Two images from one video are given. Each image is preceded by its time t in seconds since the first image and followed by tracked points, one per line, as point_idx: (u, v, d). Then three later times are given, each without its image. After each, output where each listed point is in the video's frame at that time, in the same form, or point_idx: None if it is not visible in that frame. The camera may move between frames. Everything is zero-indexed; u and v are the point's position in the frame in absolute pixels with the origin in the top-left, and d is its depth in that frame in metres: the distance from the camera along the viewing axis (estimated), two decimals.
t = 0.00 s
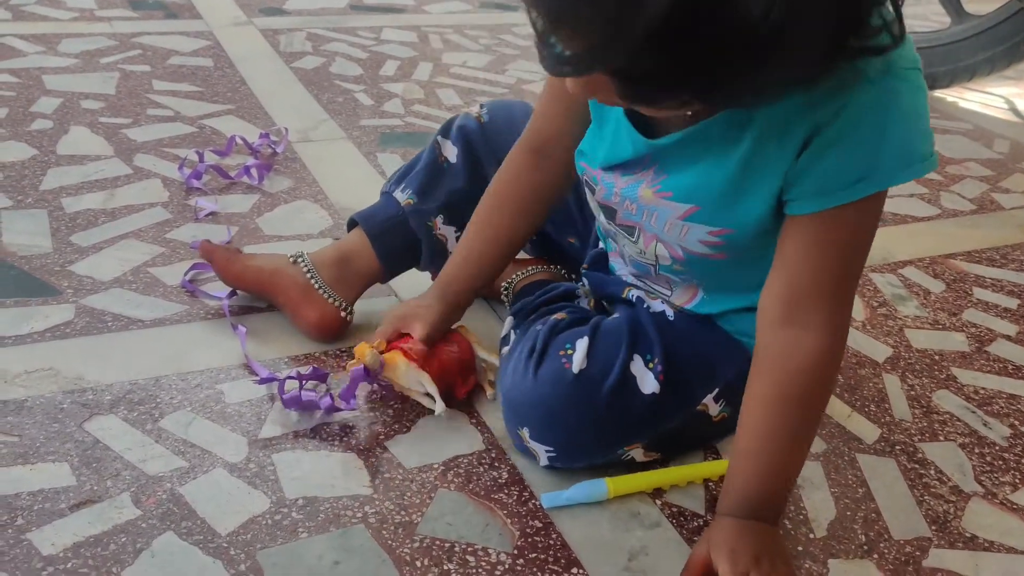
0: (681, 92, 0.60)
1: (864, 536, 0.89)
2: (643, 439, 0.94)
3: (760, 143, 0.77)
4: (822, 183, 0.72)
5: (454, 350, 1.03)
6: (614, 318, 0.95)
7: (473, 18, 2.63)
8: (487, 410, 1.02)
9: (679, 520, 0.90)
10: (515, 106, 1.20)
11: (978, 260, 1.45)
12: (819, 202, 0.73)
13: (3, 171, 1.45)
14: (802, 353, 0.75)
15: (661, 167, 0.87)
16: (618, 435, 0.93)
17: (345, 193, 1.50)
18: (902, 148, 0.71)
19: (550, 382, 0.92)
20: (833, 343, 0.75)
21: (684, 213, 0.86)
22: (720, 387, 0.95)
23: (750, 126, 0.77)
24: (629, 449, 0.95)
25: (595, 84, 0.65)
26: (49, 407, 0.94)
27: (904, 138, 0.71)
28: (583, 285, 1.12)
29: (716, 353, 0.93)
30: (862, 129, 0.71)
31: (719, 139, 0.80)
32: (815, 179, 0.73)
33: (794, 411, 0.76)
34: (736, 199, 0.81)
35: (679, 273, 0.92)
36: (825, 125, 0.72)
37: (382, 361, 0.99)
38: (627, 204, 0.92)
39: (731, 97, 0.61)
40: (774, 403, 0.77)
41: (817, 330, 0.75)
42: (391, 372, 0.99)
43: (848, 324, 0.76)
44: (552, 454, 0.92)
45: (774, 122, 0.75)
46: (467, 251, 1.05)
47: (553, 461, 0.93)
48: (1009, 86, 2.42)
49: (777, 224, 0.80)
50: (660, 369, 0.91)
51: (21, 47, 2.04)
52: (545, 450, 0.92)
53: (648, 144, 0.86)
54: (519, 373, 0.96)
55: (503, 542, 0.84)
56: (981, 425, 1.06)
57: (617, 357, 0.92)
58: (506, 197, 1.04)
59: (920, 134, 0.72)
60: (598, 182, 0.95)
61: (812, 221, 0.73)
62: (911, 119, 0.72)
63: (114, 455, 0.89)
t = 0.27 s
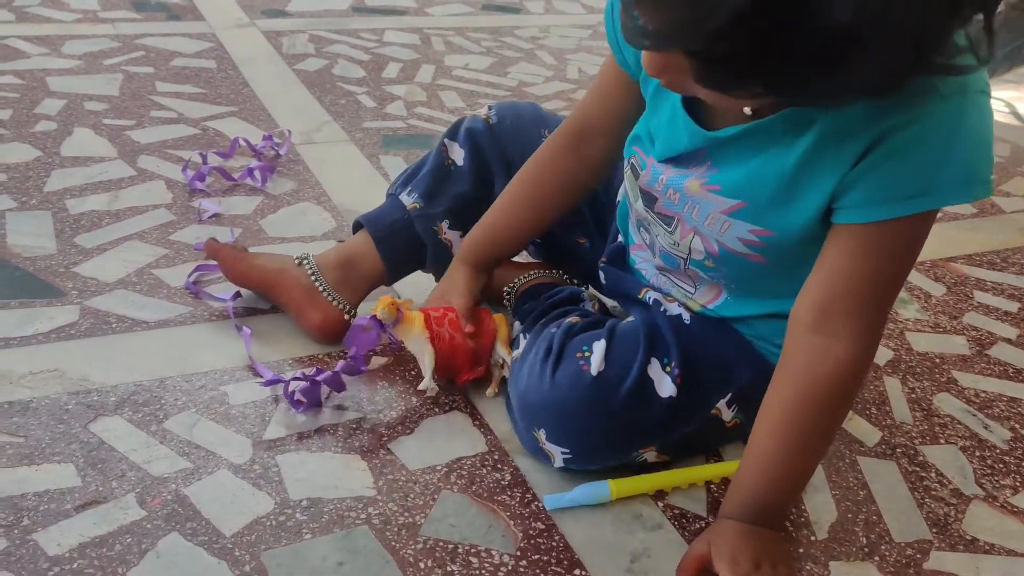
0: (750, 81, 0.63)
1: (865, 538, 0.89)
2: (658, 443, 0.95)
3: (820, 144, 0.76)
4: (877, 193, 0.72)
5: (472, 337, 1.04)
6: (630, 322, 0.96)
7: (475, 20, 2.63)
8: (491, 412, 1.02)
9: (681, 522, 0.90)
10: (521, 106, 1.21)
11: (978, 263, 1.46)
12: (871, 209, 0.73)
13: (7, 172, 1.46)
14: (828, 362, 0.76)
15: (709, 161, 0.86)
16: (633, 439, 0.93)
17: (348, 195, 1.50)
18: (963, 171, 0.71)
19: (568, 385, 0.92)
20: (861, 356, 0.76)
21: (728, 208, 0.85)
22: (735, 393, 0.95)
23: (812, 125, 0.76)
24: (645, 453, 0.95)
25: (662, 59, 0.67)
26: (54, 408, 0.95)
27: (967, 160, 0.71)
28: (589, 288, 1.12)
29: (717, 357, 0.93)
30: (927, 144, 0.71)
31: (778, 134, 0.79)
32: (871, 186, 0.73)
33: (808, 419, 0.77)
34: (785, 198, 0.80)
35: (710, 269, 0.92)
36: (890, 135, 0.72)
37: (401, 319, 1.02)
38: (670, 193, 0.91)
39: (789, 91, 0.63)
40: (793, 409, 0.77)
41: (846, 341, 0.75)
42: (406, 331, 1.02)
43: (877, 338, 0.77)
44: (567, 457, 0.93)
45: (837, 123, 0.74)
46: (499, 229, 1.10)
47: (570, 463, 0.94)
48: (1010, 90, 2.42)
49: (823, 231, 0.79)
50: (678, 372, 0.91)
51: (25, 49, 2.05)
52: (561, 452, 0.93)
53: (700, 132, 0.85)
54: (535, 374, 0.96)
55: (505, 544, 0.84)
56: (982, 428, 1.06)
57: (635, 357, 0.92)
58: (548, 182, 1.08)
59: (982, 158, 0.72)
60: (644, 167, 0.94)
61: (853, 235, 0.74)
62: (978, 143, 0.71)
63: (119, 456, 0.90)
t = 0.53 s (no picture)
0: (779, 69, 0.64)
1: (866, 538, 0.89)
2: (661, 450, 0.95)
3: (826, 151, 0.76)
4: (885, 199, 0.72)
5: (494, 290, 1.06)
6: (644, 326, 0.96)
7: (476, 22, 2.64)
8: (494, 414, 1.03)
9: (683, 522, 0.90)
10: (527, 102, 1.19)
11: (979, 264, 1.46)
12: (879, 216, 0.73)
13: (10, 174, 1.46)
14: (833, 370, 0.76)
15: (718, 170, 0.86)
16: (640, 444, 0.94)
17: (350, 197, 1.50)
18: (970, 179, 0.71)
19: (580, 384, 0.92)
20: (867, 364, 0.76)
21: (740, 216, 0.85)
22: (745, 406, 0.95)
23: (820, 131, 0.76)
24: (648, 458, 0.96)
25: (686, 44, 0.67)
26: (59, 408, 0.95)
27: (974, 168, 0.71)
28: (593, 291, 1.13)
29: (720, 357, 0.93)
30: (934, 152, 0.71)
31: (785, 140, 0.79)
32: (878, 193, 0.73)
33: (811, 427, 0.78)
34: (794, 207, 0.80)
35: (724, 280, 0.92)
36: (898, 142, 0.72)
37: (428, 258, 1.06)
38: (682, 201, 0.91)
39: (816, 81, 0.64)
40: (795, 416, 0.78)
41: (853, 349, 0.76)
42: (431, 269, 1.05)
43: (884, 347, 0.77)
44: (573, 455, 0.93)
45: (848, 131, 0.74)
46: (533, 219, 1.11)
47: (574, 462, 0.94)
48: (1010, 92, 2.43)
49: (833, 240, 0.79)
50: (693, 383, 0.91)
51: (27, 51, 2.05)
52: (567, 450, 0.93)
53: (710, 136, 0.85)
54: (547, 367, 0.95)
55: (509, 544, 0.85)
56: (982, 429, 1.07)
57: (648, 361, 0.92)
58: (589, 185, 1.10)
59: (989, 167, 0.72)
60: (656, 176, 0.95)
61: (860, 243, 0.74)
62: (984, 152, 0.72)
63: (123, 457, 0.90)
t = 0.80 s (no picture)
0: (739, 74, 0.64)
1: (871, 542, 0.89)
2: (664, 457, 0.95)
3: (823, 161, 0.75)
4: (878, 211, 0.72)
5: (513, 257, 1.03)
6: (651, 333, 0.96)
7: (477, 26, 2.64)
8: (499, 418, 1.03)
9: (688, 526, 0.91)
10: (537, 109, 1.19)
11: (981, 268, 1.46)
12: (871, 228, 0.72)
13: (15, 179, 1.47)
14: (832, 381, 0.76)
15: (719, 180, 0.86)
16: (645, 452, 0.94)
17: (354, 201, 1.51)
18: (964, 191, 0.70)
19: (583, 392, 0.93)
20: (868, 373, 0.75)
21: (740, 226, 0.85)
22: (750, 420, 0.96)
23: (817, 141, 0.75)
24: (650, 465, 0.96)
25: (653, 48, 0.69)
26: (65, 414, 0.96)
27: (967, 178, 0.70)
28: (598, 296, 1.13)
29: (724, 362, 0.94)
30: (926, 163, 0.70)
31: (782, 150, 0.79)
32: (872, 205, 0.72)
33: (808, 437, 0.77)
34: (792, 218, 0.80)
35: (727, 291, 0.92)
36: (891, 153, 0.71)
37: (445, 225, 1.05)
38: (684, 211, 0.91)
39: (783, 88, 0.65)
40: (794, 426, 0.77)
41: (853, 358, 0.75)
42: (449, 235, 1.04)
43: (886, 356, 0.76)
44: (575, 462, 0.93)
45: (843, 141, 0.74)
46: (543, 213, 1.11)
47: (577, 469, 0.94)
48: (1011, 95, 2.43)
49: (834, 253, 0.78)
50: (699, 395, 0.92)
51: (30, 56, 2.06)
52: (569, 457, 0.93)
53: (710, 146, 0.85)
54: (548, 376, 0.96)
55: (514, 548, 0.85)
56: (986, 433, 1.07)
57: (652, 370, 0.92)
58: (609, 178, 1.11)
59: (984, 178, 0.71)
60: (662, 185, 0.95)
61: (857, 253, 0.73)
62: (978, 163, 0.70)
63: (129, 462, 0.90)
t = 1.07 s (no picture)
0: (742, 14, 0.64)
1: (875, 548, 0.89)
2: (667, 463, 0.95)
3: (821, 162, 0.75)
4: (874, 210, 0.71)
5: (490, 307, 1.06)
6: (652, 339, 0.96)
7: (479, 31, 2.65)
8: (501, 423, 1.03)
9: (691, 532, 0.90)
10: (539, 113, 1.19)
11: (984, 272, 1.46)
12: (868, 227, 0.71)
13: (17, 185, 1.47)
14: (831, 385, 0.75)
15: (714, 180, 0.85)
16: (646, 457, 0.94)
17: (356, 206, 1.51)
18: (961, 189, 0.69)
19: (584, 398, 0.92)
20: (866, 378, 0.75)
21: (738, 228, 0.84)
22: (752, 425, 0.95)
23: (814, 141, 0.76)
24: (652, 471, 0.95)
25: None
26: (67, 419, 0.96)
27: (964, 178, 0.69)
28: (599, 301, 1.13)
29: (727, 367, 0.93)
30: (922, 161, 0.70)
31: (779, 150, 0.78)
32: (868, 204, 0.72)
33: (808, 443, 0.77)
34: (790, 218, 0.79)
35: (721, 300, 0.91)
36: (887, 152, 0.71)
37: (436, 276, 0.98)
38: (681, 215, 0.90)
39: (784, 34, 0.64)
40: (794, 432, 0.77)
41: (851, 364, 0.74)
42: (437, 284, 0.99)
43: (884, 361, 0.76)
44: (576, 467, 0.93)
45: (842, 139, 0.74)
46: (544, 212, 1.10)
47: (576, 474, 0.94)
48: (1013, 99, 2.43)
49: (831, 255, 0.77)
50: (700, 401, 0.92)
51: (33, 62, 2.06)
52: (570, 462, 0.93)
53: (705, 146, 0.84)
54: (548, 382, 0.96)
55: (517, 554, 0.85)
56: (990, 437, 1.07)
57: (653, 375, 0.92)
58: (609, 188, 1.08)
59: (981, 178, 0.70)
60: (657, 189, 0.93)
61: (855, 254, 0.73)
62: (975, 162, 0.70)
63: (131, 467, 0.90)
